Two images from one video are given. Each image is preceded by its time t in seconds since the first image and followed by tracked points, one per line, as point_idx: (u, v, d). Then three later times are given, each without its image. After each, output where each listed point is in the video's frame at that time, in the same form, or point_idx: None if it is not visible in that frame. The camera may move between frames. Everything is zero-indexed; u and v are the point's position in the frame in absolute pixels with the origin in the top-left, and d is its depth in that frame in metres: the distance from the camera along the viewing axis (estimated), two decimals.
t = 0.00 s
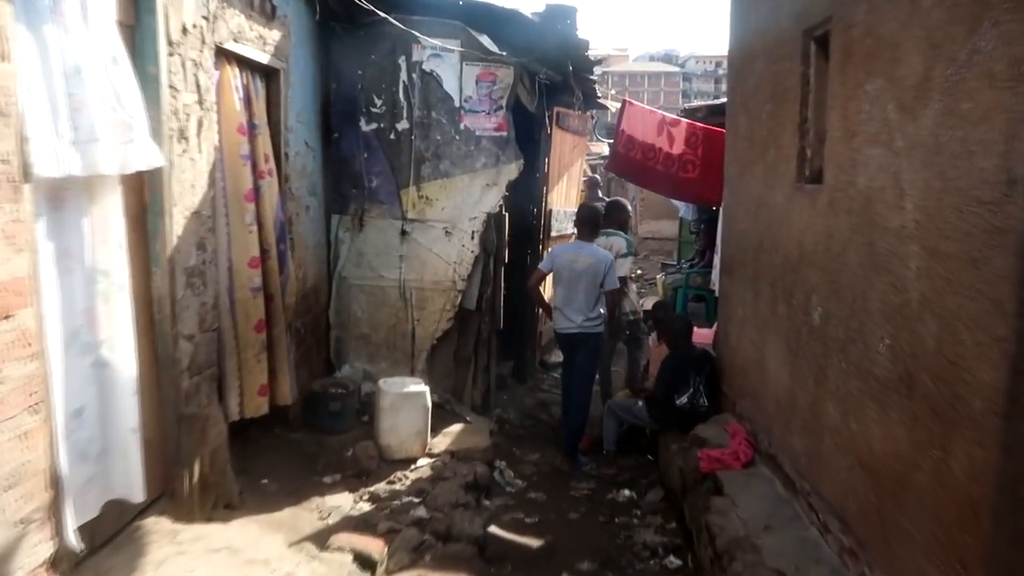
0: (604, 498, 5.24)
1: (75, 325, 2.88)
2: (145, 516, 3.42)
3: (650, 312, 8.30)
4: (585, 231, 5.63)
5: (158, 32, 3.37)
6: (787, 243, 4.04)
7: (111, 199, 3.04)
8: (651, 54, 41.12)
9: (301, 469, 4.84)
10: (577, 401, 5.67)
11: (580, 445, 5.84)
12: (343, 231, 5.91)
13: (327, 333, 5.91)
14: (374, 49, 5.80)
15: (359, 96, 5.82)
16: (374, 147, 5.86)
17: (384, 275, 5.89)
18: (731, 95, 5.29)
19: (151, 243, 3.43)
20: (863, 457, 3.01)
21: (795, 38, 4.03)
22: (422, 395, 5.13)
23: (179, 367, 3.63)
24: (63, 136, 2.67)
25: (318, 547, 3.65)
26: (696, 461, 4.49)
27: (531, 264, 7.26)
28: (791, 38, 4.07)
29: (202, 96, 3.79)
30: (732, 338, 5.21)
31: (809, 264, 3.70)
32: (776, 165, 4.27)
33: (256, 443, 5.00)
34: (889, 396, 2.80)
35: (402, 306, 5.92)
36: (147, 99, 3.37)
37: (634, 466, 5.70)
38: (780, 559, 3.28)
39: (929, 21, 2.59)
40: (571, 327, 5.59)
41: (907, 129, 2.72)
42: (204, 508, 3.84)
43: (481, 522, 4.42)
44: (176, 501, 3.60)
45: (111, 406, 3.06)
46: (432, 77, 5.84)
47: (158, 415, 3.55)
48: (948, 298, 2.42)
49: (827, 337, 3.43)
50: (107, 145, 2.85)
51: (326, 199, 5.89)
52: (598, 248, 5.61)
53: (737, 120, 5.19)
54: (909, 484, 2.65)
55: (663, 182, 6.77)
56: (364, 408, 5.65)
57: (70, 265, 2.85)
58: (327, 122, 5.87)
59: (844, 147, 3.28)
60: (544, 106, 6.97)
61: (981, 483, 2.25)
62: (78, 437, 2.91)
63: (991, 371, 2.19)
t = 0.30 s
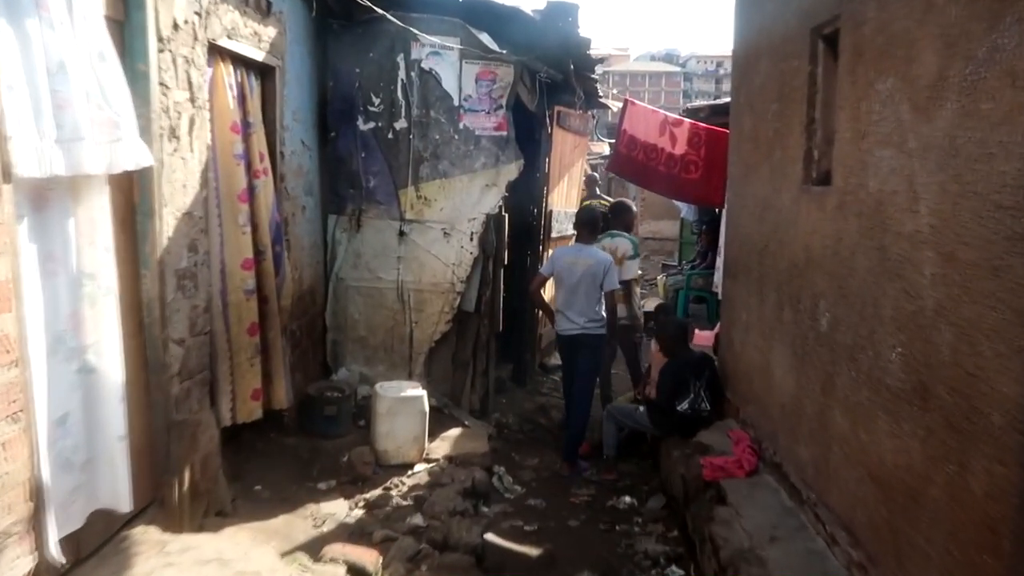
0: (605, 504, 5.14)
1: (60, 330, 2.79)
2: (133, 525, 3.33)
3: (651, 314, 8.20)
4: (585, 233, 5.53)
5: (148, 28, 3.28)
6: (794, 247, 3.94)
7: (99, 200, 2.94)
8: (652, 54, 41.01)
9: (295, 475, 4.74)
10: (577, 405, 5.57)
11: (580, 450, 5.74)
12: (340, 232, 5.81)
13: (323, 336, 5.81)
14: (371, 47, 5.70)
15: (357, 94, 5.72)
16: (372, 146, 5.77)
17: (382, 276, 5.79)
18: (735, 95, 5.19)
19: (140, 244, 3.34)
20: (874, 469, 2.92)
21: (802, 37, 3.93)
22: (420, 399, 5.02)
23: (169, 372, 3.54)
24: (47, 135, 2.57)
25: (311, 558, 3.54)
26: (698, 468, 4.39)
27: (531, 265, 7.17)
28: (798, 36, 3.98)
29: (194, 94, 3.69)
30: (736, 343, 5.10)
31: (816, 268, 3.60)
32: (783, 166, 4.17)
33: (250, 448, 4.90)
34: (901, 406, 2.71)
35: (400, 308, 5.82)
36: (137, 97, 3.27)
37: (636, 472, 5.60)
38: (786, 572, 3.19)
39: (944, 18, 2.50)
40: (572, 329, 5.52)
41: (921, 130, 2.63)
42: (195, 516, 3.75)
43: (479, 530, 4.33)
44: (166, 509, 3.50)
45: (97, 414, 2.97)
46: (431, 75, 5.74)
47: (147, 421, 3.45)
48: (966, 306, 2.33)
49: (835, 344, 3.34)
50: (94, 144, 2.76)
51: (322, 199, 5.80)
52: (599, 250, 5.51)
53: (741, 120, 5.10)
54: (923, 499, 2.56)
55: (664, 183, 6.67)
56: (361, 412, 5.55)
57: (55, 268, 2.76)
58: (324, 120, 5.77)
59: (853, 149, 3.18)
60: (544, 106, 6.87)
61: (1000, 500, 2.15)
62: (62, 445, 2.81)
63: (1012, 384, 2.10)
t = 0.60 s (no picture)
0: (607, 511, 5.03)
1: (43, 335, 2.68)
2: (121, 536, 3.22)
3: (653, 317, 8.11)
4: (585, 234, 5.44)
5: (137, 23, 3.17)
6: (802, 248, 3.84)
7: (84, 201, 2.84)
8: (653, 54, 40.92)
9: (290, 481, 4.64)
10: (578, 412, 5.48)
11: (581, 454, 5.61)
12: (337, 232, 5.70)
13: (319, 338, 5.70)
14: (370, 44, 5.59)
15: (354, 92, 5.61)
16: (370, 146, 5.66)
17: (380, 278, 5.69)
18: (741, 94, 5.09)
19: (129, 246, 3.23)
20: (888, 482, 2.82)
21: (811, 34, 3.82)
22: (418, 404, 4.91)
23: (159, 377, 3.43)
24: (28, 132, 2.46)
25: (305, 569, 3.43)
26: (703, 476, 4.29)
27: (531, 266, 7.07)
28: (806, 33, 3.88)
29: (185, 91, 3.59)
30: (740, 347, 5.00)
31: (826, 272, 3.50)
32: (790, 167, 4.07)
33: (244, 454, 4.79)
34: (919, 417, 2.61)
35: (398, 310, 5.72)
36: (125, 93, 3.16)
37: (638, 478, 5.49)
38: None
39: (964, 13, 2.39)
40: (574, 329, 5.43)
41: (939, 129, 2.53)
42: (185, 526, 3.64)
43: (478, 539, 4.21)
44: (155, 519, 3.39)
45: (82, 423, 2.86)
46: (430, 74, 5.63)
47: (136, 428, 3.34)
48: (989, 314, 2.22)
49: (846, 350, 3.23)
50: (77, 142, 2.65)
51: (319, 199, 5.69)
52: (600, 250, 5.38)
53: (746, 120, 5.00)
54: (943, 514, 2.45)
55: (666, 182, 6.54)
56: (358, 416, 5.44)
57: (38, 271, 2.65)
58: (321, 119, 5.67)
59: (866, 148, 3.08)
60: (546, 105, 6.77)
61: None
62: (44, 455, 2.70)
63: None
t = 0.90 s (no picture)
0: (609, 520, 4.91)
1: (21, 341, 2.54)
2: (106, 549, 3.09)
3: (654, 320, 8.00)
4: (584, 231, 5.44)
5: (124, 15, 3.04)
6: (813, 251, 3.71)
7: (65, 200, 2.71)
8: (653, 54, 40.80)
9: (284, 489, 4.51)
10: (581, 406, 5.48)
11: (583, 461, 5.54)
12: (334, 233, 5.58)
13: (315, 342, 5.58)
14: (367, 41, 5.47)
15: (351, 90, 5.49)
16: (367, 144, 5.53)
17: (377, 280, 5.57)
18: (747, 92, 4.97)
19: (114, 247, 3.10)
20: (906, 496, 2.70)
21: (822, 30, 3.70)
22: (415, 410, 4.79)
23: (146, 384, 3.30)
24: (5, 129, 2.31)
25: None
26: (709, 485, 4.16)
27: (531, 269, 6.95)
28: (818, 29, 3.75)
29: (175, 87, 3.46)
30: (747, 351, 4.88)
31: (840, 275, 3.37)
32: (800, 166, 3.95)
33: (238, 461, 4.67)
34: (940, 428, 2.49)
35: (396, 313, 5.59)
36: (111, 88, 3.03)
37: (641, 485, 5.37)
38: None
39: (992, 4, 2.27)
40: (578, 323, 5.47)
41: (963, 126, 2.40)
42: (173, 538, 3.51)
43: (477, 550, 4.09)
44: (142, 531, 3.26)
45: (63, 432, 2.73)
46: (429, 71, 5.51)
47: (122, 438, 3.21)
48: (1019, 320, 2.10)
49: (861, 357, 3.11)
50: (57, 138, 2.52)
51: (315, 200, 5.56)
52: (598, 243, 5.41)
53: (753, 119, 4.87)
54: (966, 532, 2.33)
55: (671, 184, 6.44)
56: (355, 421, 5.32)
57: (16, 274, 2.50)
58: (317, 117, 5.54)
59: (882, 146, 2.95)
60: (548, 103, 6.65)
61: None
62: (24, 467, 2.57)
63: None
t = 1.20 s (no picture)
0: (614, 529, 4.77)
1: None
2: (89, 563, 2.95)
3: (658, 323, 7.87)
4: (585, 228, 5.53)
5: (108, 5, 2.91)
6: (827, 251, 3.58)
7: (44, 197, 2.57)
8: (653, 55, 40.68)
9: (278, 497, 4.37)
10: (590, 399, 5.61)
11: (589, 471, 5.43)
12: (331, 234, 5.45)
13: (311, 345, 5.44)
14: (365, 37, 5.34)
15: (349, 88, 5.36)
16: (364, 143, 5.40)
17: (375, 282, 5.43)
18: (755, 89, 4.84)
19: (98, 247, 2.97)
20: (928, 508, 2.56)
21: (835, 23, 3.57)
22: (414, 416, 4.63)
23: (133, 391, 3.16)
24: None
25: None
26: (718, 493, 4.03)
27: (533, 272, 6.82)
28: (830, 22, 3.62)
29: (163, 81, 3.33)
30: (754, 355, 4.75)
31: (856, 278, 3.24)
32: (811, 165, 3.81)
33: (231, 468, 4.52)
34: (968, 437, 2.35)
35: (394, 316, 5.46)
36: (95, 82, 2.90)
37: (646, 492, 5.23)
38: None
39: None
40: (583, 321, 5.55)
41: (992, 119, 2.27)
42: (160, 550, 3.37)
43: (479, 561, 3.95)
44: (128, 544, 3.12)
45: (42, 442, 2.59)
46: (428, 68, 5.38)
47: (107, 447, 3.07)
48: None
49: (878, 362, 2.97)
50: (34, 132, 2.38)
51: (311, 200, 5.43)
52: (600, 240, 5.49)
53: (760, 116, 4.75)
54: (998, 547, 2.19)
55: (679, 187, 6.26)
56: (353, 427, 5.18)
57: None
58: (313, 115, 5.40)
59: (901, 142, 2.82)
60: (550, 101, 6.51)
61: None
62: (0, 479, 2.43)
63: None
